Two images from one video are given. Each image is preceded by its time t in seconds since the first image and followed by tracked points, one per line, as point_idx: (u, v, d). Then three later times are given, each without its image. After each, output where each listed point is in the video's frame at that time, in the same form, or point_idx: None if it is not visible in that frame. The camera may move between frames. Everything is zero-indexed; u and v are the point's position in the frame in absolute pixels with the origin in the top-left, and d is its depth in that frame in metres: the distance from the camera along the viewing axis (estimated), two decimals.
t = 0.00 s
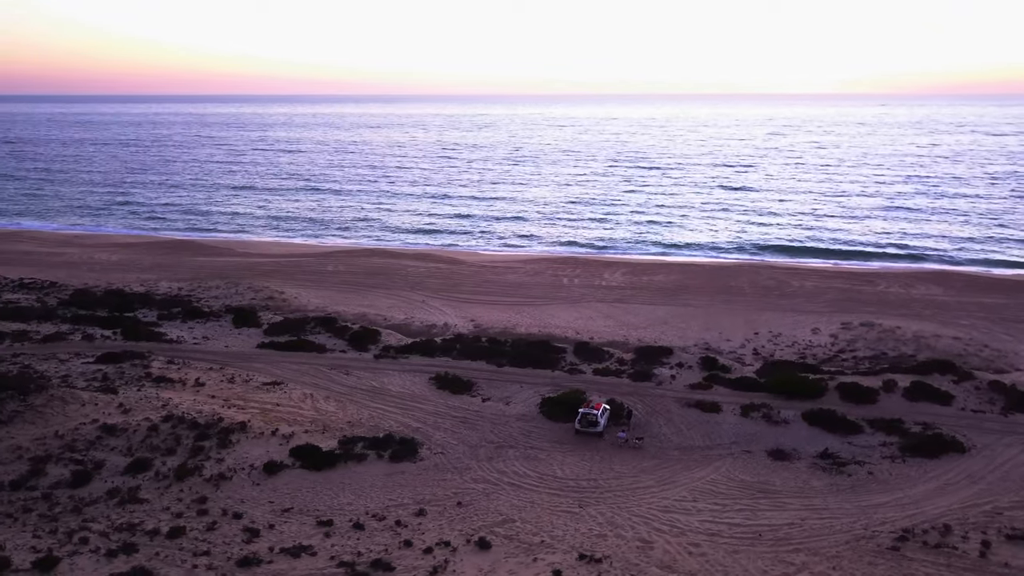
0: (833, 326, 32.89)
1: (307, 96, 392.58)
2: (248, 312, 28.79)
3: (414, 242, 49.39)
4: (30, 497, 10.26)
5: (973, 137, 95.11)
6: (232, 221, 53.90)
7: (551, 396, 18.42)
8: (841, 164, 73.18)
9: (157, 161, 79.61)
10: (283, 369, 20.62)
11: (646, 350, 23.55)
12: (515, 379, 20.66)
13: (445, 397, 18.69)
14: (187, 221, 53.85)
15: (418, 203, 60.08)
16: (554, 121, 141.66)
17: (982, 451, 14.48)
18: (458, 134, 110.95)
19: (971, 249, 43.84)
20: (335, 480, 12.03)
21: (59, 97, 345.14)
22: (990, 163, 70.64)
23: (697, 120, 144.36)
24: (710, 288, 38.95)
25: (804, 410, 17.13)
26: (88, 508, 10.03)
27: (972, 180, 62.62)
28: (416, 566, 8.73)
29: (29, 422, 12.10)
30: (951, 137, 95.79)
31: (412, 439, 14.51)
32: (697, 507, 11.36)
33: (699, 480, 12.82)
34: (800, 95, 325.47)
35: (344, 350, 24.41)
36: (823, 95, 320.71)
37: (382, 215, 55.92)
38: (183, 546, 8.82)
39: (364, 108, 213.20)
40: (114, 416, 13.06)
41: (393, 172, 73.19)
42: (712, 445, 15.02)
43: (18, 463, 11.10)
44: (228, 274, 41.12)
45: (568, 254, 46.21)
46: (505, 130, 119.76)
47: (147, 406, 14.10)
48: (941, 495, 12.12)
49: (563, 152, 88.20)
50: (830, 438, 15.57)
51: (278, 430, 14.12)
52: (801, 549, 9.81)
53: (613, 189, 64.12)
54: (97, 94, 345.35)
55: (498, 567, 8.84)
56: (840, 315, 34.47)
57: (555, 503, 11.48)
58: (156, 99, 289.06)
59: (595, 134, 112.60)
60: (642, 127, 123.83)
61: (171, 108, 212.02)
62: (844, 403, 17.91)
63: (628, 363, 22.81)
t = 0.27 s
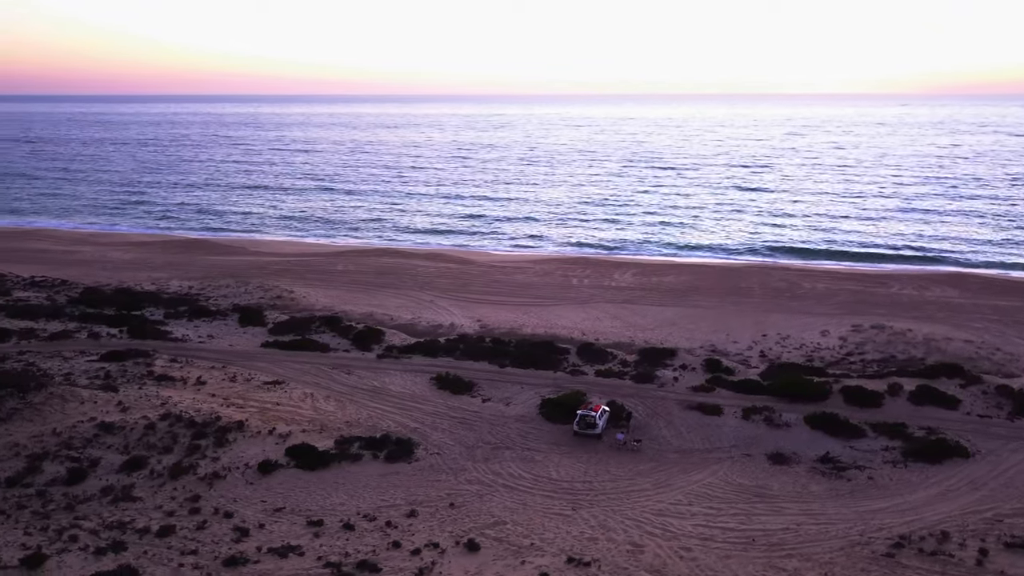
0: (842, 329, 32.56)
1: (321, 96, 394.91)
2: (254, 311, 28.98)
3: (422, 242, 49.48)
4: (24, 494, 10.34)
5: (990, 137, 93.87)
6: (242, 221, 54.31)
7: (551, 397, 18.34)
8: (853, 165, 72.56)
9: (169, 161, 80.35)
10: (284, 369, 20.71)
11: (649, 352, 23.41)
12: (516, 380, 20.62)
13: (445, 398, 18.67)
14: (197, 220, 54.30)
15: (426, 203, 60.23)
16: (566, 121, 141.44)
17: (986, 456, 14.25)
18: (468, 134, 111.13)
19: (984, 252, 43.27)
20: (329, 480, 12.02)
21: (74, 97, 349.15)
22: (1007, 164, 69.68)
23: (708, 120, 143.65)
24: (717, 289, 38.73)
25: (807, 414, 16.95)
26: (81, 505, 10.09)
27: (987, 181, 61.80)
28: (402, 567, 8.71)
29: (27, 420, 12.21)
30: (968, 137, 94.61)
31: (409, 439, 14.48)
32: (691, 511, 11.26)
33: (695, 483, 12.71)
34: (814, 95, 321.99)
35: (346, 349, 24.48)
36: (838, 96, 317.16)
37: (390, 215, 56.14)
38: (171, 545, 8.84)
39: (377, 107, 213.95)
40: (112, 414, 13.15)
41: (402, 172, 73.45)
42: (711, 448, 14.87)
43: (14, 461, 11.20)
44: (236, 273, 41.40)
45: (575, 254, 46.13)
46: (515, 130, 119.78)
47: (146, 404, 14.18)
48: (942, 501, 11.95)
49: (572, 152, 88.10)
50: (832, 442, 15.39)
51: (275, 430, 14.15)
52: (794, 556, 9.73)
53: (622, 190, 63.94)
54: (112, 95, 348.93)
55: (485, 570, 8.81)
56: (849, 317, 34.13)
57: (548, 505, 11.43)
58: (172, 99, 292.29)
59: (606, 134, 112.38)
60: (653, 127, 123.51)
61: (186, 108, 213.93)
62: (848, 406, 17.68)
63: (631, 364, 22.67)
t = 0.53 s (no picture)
0: (850, 332, 32.23)
1: (334, 96, 397.03)
2: (259, 310, 29.19)
3: (430, 241, 49.57)
4: (19, 491, 10.43)
5: (1006, 138, 92.70)
6: (252, 220, 54.66)
7: (551, 398, 18.26)
8: (865, 166, 71.91)
9: (182, 161, 81.04)
10: (286, 368, 20.79)
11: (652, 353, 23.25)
12: (516, 381, 20.56)
13: (445, 398, 18.63)
14: (208, 219, 54.71)
15: (435, 203, 60.32)
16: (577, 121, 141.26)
17: (990, 462, 14.03)
18: (478, 134, 111.23)
19: (997, 254, 42.73)
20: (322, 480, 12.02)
21: (91, 97, 352.75)
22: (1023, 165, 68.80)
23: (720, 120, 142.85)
24: (724, 290, 38.48)
25: (808, 417, 16.76)
26: (73, 503, 10.15)
27: (1002, 182, 61.05)
28: (388, 569, 8.69)
29: (25, 417, 12.33)
30: (984, 138, 93.47)
31: (405, 440, 14.45)
32: (685, 515, 11.17)
33: (691, 487, 12.60)
34: (829, 96, 319.01)
35: (350, 348, 24.53)
36: (853, 97, 313.89)
37: (399, 215, 56.28)
38: (160, 543, 8.87)
39: (389, 107, 214.81)
40: (110, 412, 13.22)
41: (411, 172, 73.66)
42: (709, 451, 14.74)
43: (11, 458, 11.30)
44: (245, 272, 41.67)
45: (583, 255, 46.02)
46: (525, 130, 119.76)
47: (144, 402, 14.27)
48: (941, 508, 11.78)
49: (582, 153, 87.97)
50: (833, 446, 15.21)
51: (272, 429, 14.19)
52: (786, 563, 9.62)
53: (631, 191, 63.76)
54: (128, 95, 352.73)
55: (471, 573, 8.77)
56: (857, 320, 33.79)
57: (541, 507, 11.37)
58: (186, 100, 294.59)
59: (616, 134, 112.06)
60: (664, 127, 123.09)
61: (201, 108, 215.83)
62: (851, 410, 17.47)
63: (633, 366, 22.53)
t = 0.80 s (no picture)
0: (859, 334, 31.88)
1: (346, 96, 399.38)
2: (264, 309, 29.39)
3: (438, 241, 49.66)
4: (14, 489, 10.52)
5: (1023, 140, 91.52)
6: (262, 220, 55.02)
7: (551, 400, 18.18)
8: (879, 167, 71.22)
9: (194, 160, 81.73)
10: (288, 367, 20.87)
11: (655, 355, 23.08)
12: (517, 382, 20.50)
13: (445, 399, 18.62)
14: (218, 219, 55.11)
15: (443, 203, 60.41)
16: (588, 121, 141.06)
17: (993, 468, 13.79)
18: (488, 135, 111.28)
19: (1011, 258, 42.18)
20: (315, 480, 12.01)
21: (107, 97, 356.95)
22: None
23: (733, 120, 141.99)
24: (732, 292, 38.22)
25: (810, 421, 16.57)
26: (66, 501, 10.20)
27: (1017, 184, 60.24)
28: (374, 570, 8.67)
29: (24, 415, 12.45)
30: (1000, 139, 92.35)
31: (401, 440, 14.43)
32: (678, 519, 11.08)
33: (686, 490, 12.48)
34: (845, 96, 316.04)
35: (353, 348, 24.58)
36: (869, 97, 310.94)
37: (408, 215, 56.41)
38: (148, 542, 8.89)
39: (401, 107, 215.61)
40: (108, 410, 13.32)
41: (421, 172, 73.80)
42: (708, 455, 14.59)
43: (8, 455, 11.41)
44: (253, 271, 41.94)
45: (590, 256, 45.91)
46: (536, 130, 119.68)
47: (143, 400, 14.36)
48: (941, 515, 11.60)
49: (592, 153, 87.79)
50: (833, 451, 15.02)
51: (269, 428, 14.22)
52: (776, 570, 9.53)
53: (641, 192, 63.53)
54: (142, 95, 355.38)
55: None
56: (866, 323, 33.44)
57: (533, 509, 11.31)
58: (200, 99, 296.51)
59: (627, 134, 111.77)
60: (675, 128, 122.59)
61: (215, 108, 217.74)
62: (854, 414, 17.24)
63: (635, 367, 22.37)
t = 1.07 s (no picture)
0: (868, 337, 31.54)
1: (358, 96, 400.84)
2: (270, 309, 29.51)
3: (445, 242, 49.69)
4: (9, 486, 10.61)
5: None
6: (272, 219, 55.31)
7: (551, 401, 18.10)
8: (892, 168, 70.47)
9: (206, 160, 82.33)
10: (290, 366, 20.94)
11: (658, 357, 22.93)
12: (518, 383, 20.43)
13: (445, 400, 18.59)
14: (229, 218, 55.46)
15: (452, 203, 60.44)
16: (599, 121, 140.69)
17: (997, 474, 13.60)
18: (499, 135, 111.19)
19: None
20: (309, 480, 12.01)
21: (123, 96, 360.43)
22: None
23: (745, 120, 140.90)
24: (740, 294, 37.96)
25: (812, 425, 16.40)
26: (60, 498, 10.27)
27: None
28: (361, 571, 8.65)
29: (23, 413, 12.56)
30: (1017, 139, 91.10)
31: (398, 440, 14.41)
32: (672, 523, 11.00)
33: (682, 493, 12.38)
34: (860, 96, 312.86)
35: (357, 348, 24.61)
36: (884, 98, 307.92)
37: (416, 215, 56.51)
38: (138, 540, 8.92)
39: (412, 107, 215.94)
40: (106, 409, 13.40)
41: (430, 172, 73.91)
42: (706, 458, 14.48)
43: (5, 452, 11.51)
44: (261, 270, 42.17)
45: (598, 256, 45.76)
46: (547, 130, 119.48)
47: (142, 399, 14.45)
48: (941, 522, 11.44)
49: (602, 153, 87.55)
50: (835, 455, 14.84)
51: (266, 427, 14.25)
52: None
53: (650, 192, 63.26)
54: (157, 95, 358.40)
55: None
56: (876, 325, 33.08)
57: (526, 511, 11.26)
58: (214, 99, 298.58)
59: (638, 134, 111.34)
60: (686, 128, 121.96)
61: (228, 107, 219.11)
62: (857, 418, 17.04)
63: (638, 369, 22.23)
